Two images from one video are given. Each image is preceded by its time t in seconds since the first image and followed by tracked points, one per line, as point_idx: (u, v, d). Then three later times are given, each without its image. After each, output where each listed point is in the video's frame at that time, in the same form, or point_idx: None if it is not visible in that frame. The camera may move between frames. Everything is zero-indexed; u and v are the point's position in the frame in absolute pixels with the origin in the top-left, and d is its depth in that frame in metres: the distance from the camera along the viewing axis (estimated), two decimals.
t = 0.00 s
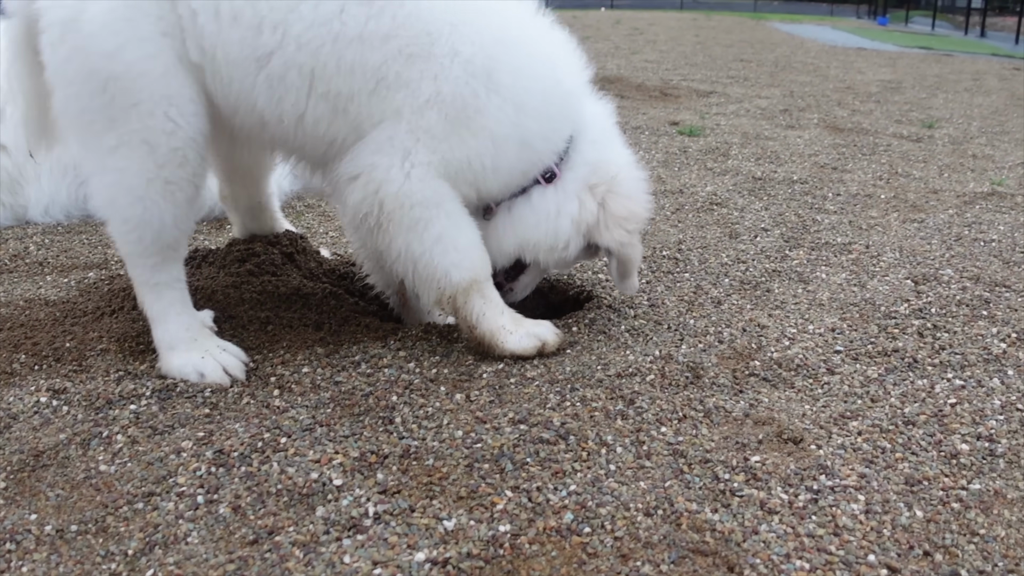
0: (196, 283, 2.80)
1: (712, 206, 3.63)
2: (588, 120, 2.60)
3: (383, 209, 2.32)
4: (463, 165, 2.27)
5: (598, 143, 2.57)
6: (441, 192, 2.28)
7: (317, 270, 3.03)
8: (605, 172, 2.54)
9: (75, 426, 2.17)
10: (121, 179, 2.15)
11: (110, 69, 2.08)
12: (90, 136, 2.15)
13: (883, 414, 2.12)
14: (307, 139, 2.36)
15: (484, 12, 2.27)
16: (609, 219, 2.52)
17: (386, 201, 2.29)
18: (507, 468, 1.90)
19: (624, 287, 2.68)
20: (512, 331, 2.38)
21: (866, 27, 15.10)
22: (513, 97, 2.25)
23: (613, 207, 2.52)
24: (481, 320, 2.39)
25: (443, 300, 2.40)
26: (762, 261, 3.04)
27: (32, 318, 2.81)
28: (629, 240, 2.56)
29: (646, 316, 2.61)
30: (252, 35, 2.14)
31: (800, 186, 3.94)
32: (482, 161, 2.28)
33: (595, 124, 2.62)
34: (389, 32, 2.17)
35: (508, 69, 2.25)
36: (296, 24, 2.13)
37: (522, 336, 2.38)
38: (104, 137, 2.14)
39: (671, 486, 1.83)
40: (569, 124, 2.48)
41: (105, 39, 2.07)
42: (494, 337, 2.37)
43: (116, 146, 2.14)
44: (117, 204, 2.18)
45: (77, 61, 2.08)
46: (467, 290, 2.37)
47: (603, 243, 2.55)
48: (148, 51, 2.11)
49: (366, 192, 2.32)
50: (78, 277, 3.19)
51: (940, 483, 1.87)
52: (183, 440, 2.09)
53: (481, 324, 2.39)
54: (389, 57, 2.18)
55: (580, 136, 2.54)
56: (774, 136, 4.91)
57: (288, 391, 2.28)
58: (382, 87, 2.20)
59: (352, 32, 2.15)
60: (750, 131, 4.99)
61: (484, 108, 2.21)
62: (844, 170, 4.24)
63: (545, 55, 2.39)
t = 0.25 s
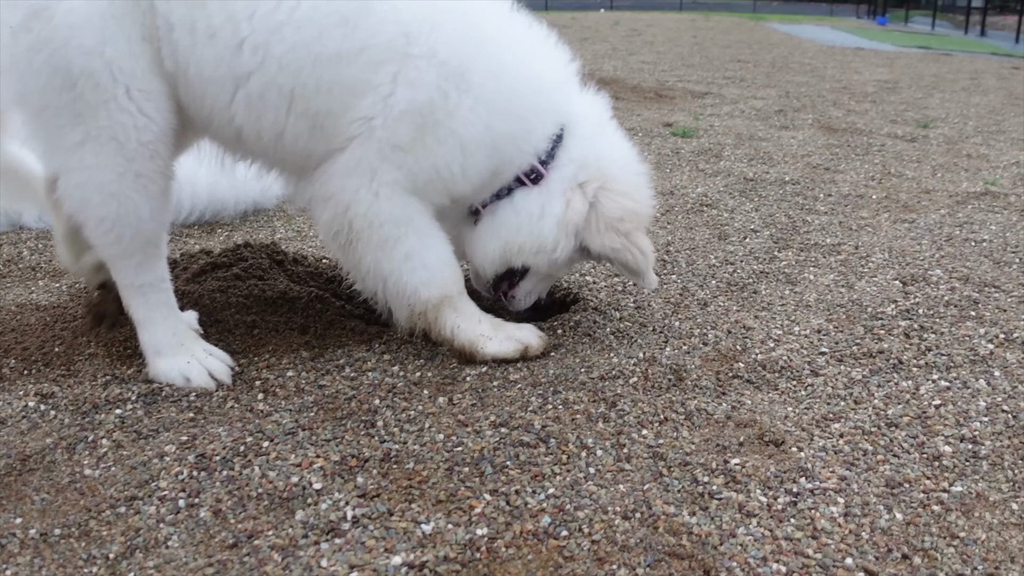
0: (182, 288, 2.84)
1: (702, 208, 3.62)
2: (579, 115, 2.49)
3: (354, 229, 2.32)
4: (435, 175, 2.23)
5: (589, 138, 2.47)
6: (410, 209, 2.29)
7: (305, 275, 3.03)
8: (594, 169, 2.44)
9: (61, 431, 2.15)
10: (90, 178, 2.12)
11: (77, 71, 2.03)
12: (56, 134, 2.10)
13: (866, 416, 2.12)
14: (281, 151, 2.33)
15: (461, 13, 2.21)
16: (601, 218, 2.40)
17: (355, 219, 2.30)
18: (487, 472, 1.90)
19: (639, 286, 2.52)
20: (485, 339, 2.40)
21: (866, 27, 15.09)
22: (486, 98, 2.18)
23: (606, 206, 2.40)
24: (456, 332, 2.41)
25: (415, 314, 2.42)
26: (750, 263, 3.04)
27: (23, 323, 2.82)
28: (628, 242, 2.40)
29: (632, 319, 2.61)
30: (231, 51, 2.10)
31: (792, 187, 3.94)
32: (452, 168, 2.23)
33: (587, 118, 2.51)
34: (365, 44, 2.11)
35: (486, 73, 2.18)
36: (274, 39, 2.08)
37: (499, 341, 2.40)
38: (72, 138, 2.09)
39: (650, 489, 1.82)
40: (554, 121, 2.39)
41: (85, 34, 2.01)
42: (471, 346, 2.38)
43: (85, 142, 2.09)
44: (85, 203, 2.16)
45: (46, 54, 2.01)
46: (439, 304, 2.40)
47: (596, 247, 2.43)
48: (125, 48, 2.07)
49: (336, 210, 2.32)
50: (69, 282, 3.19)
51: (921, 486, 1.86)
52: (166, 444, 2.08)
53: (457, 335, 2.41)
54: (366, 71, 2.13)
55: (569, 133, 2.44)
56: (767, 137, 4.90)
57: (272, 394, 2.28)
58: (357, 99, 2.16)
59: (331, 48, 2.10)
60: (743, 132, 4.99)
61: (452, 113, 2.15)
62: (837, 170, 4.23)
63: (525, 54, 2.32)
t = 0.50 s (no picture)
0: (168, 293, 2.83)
1: (689, 211, 3.64)
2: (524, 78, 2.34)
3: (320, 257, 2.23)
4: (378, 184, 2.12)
5: (536, 99, 2.31)
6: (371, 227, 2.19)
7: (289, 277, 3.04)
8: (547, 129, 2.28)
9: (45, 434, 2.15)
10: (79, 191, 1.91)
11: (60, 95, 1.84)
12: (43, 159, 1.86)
13: (848, 418, 2.13)
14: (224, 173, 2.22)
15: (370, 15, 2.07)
16: (559, 175, 2.25)
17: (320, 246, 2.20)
18: (470, 475, 1.90)
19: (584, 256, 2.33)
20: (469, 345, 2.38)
21: (855, 30, 15.17)
22: (407, 90, 2.05)
23: (561, 161, 2.25)
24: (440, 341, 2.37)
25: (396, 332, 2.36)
26: (736, 266, 3.05)
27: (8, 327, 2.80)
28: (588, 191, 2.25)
29: (617, 322, 2.61)
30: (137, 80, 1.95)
31: (778, 190, 3.96)
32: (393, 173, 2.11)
33: (533, 79, 2.35)
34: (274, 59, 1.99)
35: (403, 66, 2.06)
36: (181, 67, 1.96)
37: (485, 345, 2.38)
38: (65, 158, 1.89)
39: (632, 492, 1.83)
40: (495, 91, 2.25)
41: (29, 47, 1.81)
42: (459, 355, 2.36)
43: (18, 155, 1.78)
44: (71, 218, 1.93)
45: None
46: (419, 320, 2.34)
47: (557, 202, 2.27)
48: (73, 63, 1.89)
49: (299, 239, 2.21)
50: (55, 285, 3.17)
51: (902, 488, 1.87)
52: (150, 449, 2.08)
53: (441, 347, 2.37)
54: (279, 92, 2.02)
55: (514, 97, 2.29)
56: (755, 140, 4.92)
57: (257, 398, 2.28)
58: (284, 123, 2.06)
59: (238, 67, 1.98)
60: (731, 136, 5.01)
61: (373, 113, 2.03)
62: (823, 173, 4.26)
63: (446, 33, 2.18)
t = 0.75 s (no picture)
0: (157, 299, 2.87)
1: (679, 216, 3.64)
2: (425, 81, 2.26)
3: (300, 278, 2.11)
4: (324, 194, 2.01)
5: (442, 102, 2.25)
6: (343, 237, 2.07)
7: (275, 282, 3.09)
8: (454, 134, 2.23)
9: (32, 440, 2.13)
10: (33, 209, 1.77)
11: None
12: None
13: (838, 422, 2.13)
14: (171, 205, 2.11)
15: (272, 29, 1.98)
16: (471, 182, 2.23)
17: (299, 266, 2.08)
18: (460, 480, 1.89)
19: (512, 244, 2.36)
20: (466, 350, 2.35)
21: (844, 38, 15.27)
22: (330, 98, 1.99)
23: (471, 167, 2.23)
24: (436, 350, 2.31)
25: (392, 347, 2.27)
26: (726, 271, 3.06)
27: None
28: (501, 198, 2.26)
29: (607, 326, 2.61)
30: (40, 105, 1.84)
31: (768, 196, 3.97)
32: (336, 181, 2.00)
33: (433, 83, 2.28)
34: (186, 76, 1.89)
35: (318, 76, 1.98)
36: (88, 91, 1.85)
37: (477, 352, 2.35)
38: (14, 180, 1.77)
39: (623, 495, 1.83)
40: (404, 95, 2.15)
41: None
42: (455, 363, 2.33)
43: None
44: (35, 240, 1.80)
45: None
46: (412, 333, 2.26)
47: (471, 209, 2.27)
48: None
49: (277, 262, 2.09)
50: (42, 291, 3.15)
51: (892, 491, 1.87)
52: (137, 454, 2.06)
53: (437, 356, 2.31)
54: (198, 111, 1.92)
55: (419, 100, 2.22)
56: (745, 146, 4.94)
57: (246, 404, 2.26)
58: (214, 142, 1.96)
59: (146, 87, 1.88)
60: (721, 142, 5.03)
61: (303, 129, 1.95)
62: (813, 179, 4.28)
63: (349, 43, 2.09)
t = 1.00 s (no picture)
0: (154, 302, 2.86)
1: (676, 220, 3.66)
2: (362, 121, 2.17)
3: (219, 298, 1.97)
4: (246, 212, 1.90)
5: (369, 136, 2.16)
6: (268, 254, 1.95)
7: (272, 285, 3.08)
8: (376, 169, 2.12)
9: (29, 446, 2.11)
10: None
11: None
12: None
13: (838, 425, 2.14)
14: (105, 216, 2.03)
15: (208, 44, 1.93)
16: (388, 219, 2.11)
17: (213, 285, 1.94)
18: (462, 483, 1.89)
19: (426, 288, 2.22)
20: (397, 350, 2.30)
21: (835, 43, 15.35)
22: (260, 115, 1.91)
23: (391, 205, 2.10)
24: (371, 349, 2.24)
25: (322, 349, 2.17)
26: (724, 275, 3.07)
27: None
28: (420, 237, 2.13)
29: (607, 330, 2.62)
30: None
31: (764, 200, 3.99)
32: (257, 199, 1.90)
33: (366, 122, 2.18)
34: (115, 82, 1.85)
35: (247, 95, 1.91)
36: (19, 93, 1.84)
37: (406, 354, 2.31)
38: None
39: (625, 499, 1.83)
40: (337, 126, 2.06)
41: None
42: (388, 362, 2.28)
43: None
44: None
45: None
46: (348, 331, 2.16)
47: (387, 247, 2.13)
48: None
49: (190, 282, 1.96)
50: (37, 295, 3.13)
51: (892, 494, 1.88)
52: (137, 459, 2.05)
53: (371, 352, 2.25)
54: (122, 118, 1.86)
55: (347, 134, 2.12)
56: (740, 150, 4.96)
57: (246, 407, 2.26)
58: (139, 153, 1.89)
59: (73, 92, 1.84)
60: (716, 146, 5.05)
61: (234, 148, 1.88)
62: (808, 183, 4.30)
63: (286, 71, 2.01)
